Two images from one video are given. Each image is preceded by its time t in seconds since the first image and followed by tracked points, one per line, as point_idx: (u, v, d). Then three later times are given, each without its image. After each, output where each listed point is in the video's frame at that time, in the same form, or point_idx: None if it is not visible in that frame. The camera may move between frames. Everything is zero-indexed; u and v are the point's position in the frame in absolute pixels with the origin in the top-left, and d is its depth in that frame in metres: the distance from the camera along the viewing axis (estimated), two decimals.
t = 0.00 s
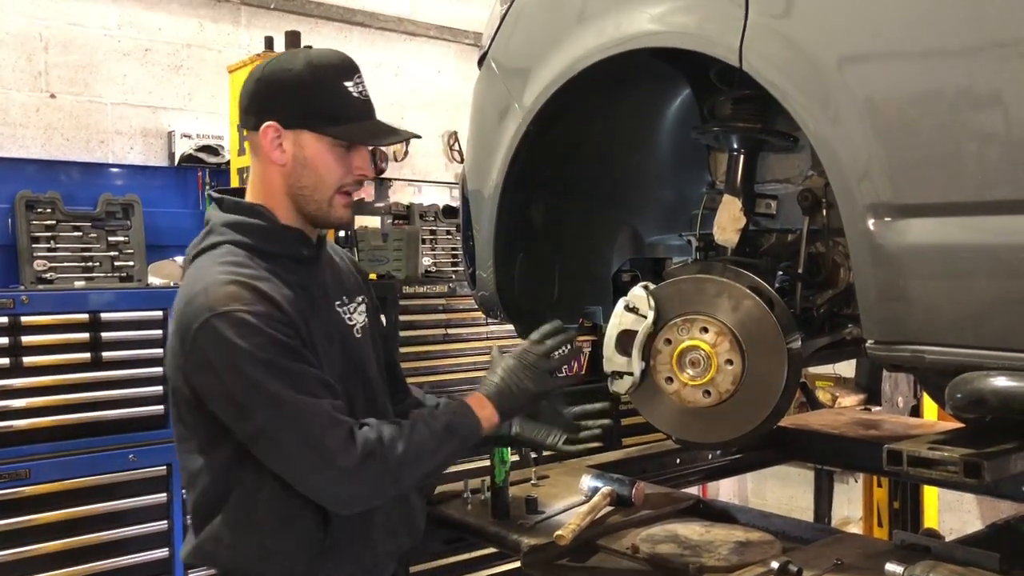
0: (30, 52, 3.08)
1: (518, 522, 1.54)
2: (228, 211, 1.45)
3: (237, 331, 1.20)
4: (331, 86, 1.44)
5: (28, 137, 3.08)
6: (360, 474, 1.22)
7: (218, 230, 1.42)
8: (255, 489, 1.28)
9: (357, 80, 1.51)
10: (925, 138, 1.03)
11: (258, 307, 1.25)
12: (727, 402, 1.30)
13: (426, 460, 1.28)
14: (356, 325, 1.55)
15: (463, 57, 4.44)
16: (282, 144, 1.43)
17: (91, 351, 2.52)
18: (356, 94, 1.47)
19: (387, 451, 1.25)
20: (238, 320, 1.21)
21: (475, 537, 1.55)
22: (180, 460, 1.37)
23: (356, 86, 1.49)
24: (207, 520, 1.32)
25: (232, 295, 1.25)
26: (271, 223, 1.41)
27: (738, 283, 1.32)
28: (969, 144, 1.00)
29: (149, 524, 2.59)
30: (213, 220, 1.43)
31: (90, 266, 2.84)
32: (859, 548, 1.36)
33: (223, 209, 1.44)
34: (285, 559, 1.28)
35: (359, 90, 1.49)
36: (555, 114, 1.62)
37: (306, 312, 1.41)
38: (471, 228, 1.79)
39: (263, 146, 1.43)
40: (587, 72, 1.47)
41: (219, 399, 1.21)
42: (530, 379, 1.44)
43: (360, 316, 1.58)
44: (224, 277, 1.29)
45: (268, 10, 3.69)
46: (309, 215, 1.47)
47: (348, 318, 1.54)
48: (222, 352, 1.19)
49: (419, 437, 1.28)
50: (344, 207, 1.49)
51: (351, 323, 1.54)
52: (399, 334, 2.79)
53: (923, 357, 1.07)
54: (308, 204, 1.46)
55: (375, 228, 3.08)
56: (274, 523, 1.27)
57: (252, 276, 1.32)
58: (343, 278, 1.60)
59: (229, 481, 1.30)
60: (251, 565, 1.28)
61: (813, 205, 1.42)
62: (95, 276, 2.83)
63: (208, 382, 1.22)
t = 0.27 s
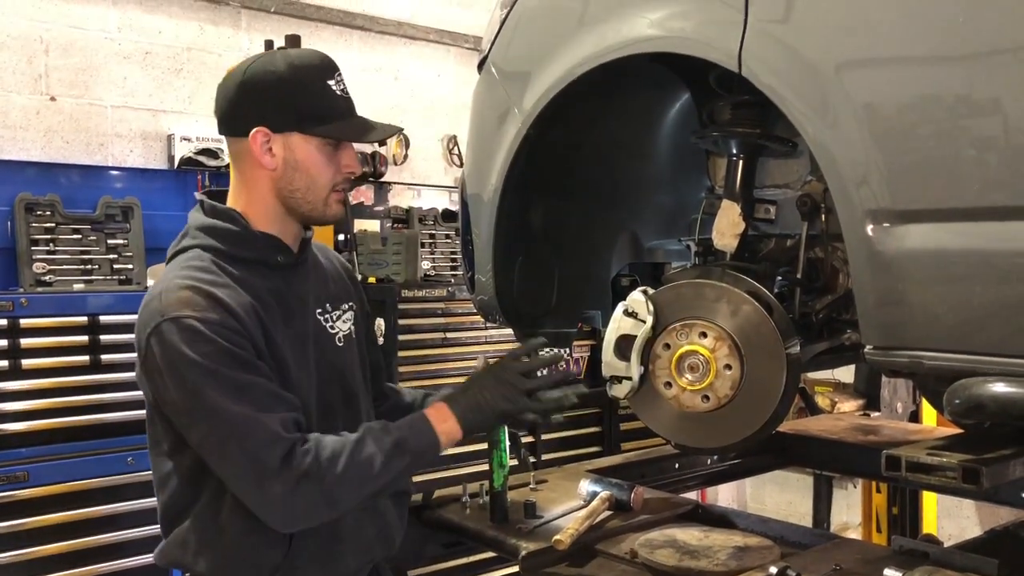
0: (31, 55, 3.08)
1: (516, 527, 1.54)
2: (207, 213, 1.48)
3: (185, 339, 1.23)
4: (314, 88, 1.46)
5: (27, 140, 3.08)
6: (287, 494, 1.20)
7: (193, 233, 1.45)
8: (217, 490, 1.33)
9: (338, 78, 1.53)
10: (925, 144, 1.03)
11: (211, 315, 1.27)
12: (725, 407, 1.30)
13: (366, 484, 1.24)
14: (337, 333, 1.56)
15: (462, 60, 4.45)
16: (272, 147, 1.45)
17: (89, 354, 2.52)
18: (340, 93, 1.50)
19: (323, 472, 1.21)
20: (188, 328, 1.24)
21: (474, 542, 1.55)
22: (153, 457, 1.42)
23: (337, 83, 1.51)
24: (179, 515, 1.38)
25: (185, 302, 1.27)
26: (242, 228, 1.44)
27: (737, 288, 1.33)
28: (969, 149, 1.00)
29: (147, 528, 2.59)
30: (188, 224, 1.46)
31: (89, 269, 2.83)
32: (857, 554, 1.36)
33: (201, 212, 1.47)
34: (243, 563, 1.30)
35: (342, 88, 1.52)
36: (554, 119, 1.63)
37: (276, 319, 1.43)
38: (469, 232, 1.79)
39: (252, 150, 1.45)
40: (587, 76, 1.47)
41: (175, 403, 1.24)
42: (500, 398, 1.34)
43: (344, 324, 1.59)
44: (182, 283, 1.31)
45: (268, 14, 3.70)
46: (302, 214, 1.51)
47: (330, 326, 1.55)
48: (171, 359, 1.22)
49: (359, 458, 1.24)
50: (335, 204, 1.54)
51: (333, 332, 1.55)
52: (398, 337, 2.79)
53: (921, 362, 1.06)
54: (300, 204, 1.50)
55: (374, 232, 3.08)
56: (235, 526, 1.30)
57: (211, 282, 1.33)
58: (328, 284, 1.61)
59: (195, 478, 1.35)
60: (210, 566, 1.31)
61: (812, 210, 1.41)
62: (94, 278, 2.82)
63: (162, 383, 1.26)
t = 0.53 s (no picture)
0: (30, 59, 3.09)
1: (516, 529, 1.54)
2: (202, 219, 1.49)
3: (185, 344, 1.23)
4: (305, 92, 1.45)
5: (27, 144, 3.08)
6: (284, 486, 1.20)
7: (189, 238, 1.46)
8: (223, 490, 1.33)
9: (333, 83, 1.52)
10: (924, 146, 1.04)
11: (211, 316, 1.27)
12: (723, 409, 1.30)
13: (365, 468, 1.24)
14: (336, 333, 1.57)
15: (461, 63, 4.46)
16: (259, 148, 1.46)
17: (89, 358, 2.52)
18: (331, 98, 1.49)
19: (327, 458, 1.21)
20: (188, 331, 1.24)
21: (473, 544, 1.55)
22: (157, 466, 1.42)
23: (331, 89, 1.51)
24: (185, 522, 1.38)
25: (185, 305, 1.27)
26: (237, 230, 1.44)
27: (736, 290, 1.33)
28: (967, 151, 1.00)
29: (147, 531, 2.59)
30: (183, 229, 1.47)
31: (89, 272, 2.83)
32: (856, 555, 1.36)
33: (195, 216, 1.48)
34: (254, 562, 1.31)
35: (335, 94, 1.51)
36: (553, 122, 1.63)
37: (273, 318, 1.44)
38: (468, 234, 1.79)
39: (238, 149, 1.46)
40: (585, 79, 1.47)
41: (178, 408, 1.24)
42: (478, 354, 1.35)
43: (341, 322, 1.60)
44: (181, 286, 1.32)
45: (267, 17, 3.71)
46: (286, 218, 1.50)
47: (327, 325, 1.55)
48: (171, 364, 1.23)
49: (351, 445, 1.24)
50: (320, 210, 1.53)
51: (331, 331, 1.55)
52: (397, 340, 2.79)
53: (919, 363, 1.07)
54: (283, 207, 1.49)
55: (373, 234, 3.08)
56: (244, 526, 1.31)
57: (208, 285, 1.34)
58: (325, 285, 1.62)
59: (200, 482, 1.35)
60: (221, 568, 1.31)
61: (809, 212, 1.41)
62: (94, 282, 2.82)
63: (163, 388, 1.26)
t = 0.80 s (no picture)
0: (29, 63, 3.09)
1: (516, 530, 1.54)
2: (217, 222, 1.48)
3: (236, 333, 1.22)
4: (297, 93, 1.47)
5: (26, 147, 3.09)
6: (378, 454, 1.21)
7: (208, 240, 1.45)
8: (256, 486, 1.32)
9: (327, 83, 1.53)
10: (922, 145, 1.04)
11: (254, 309, 1.27)
12: (724, 409, 1.30)
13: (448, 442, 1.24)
14: (348, 334, 1.57)
15: (459, 65, 4.46)
16: (256, 150, 1.47)
17: (89, 360, 2.52)
18: (323, 97, 1.49)
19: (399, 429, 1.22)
20: (237, 322, 1.23)
21: (473, 545, 1.55)
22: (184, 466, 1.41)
23: (324, 88, 1.51)
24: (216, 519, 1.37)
25: (228, 299, 1.27)
26: (258, 231, 1.43)
27: (734, 290, 1.33)
28: (966, 150, 1.00)
29: (148, 533, 2.59)
30: (202, 232, 1.47)
31: (88, 275, 2.83)
32: (856, 554, 1.36)
33: (214, 220, 1.47)
34: (293, 551, 1.32)
35: (328, 93, 1.51)
36: (550, 122, 1.63)
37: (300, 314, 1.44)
38: (467, 234, 1.79)
39: (236, 155, 1.48)
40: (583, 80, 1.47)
41: (225, 401, 1.23)
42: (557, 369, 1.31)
43: (352, 324, 1.60)
44: (219, 283, 1.31)
45: (265, 19, 3.71)
46: (291, 219, 1.50)
47: (340, 327, 1.56)
48: (222, 353, 1.21)
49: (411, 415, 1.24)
50: (324, 209, 1.51)
51: (344, 332, 1.56)
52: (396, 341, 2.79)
53: (917, 362, 1.07)
54: (286, 208, 1.49)
55: (373, 236, 3.08)
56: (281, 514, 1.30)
57: (246, 281, 1.33)
58: (336, 288, 1.63)
59: (232, 478, 1.34)
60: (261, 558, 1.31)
61: (808, 212, 1.42)
62: (93, 284, 2.82)
63: (207, 384, 1.24)
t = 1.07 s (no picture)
0: (27, 65, 3.09)
1: (516, 530, 1.54)
2: (257, 215, 1.49)
3: (282, 314, 1.23)
4: (280, 90, 1.47)
5: (24, 150, 3.09)
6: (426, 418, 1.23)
7: (247, 230, 1.45)
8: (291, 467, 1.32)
9: (318, 71, 1.49)
10: (920, 144, 1.04)
11: (299, 291, 1.28)
12: (723, 408, 1.30)
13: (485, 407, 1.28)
14: (378, 332, 1.57)
15: (457, 65, 4.46)
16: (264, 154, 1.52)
17: (88, 362, 2.52)
18: (304, 89, 1.46)
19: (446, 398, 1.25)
20: (283, 302, 1.24)
21: (473, 545, 1.55)
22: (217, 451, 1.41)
23: (311, 79, 1.48)
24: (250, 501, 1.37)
25: (272, 281, 1.27)
26: (295, 225, 1.45)
27: (732, 289, 1.33)
28: (964, 148, 1.00)
29: (148, 534, 2.59)
30: (241, 224, 1.47)
31: (87, 277, 2.82)
32: (855, 553, 1.36)
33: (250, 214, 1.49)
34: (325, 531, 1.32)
35: (315, 82, 1.47)
36: (549, 122, 1.64)
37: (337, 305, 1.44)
38: (467, 235, 1.80)
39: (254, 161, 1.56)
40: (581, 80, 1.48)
41: (269, 381, 1.23)
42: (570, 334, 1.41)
43: (382, 324, 1.60)
44: (261, 268, 1.31)
45: (263, 21, 3.71)
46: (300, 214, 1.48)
47: (370, 325, 1.56)
48: (267, 332, 1.22)
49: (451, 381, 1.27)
50: (329, 198, 1.47)
51: (374, 331, 1.56)
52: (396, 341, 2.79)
53: (915, 361, 1.07)
54: (293, 204, 1.48)
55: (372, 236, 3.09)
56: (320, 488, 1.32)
57: (287, 267, 1.34)
58: (367, 285, 1.63)
59: (270, 460, 1.35)
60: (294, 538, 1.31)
61: (806, 211, 1.42)
62: (93, 286, 2.81)
63: (251, 367, 1.24)
